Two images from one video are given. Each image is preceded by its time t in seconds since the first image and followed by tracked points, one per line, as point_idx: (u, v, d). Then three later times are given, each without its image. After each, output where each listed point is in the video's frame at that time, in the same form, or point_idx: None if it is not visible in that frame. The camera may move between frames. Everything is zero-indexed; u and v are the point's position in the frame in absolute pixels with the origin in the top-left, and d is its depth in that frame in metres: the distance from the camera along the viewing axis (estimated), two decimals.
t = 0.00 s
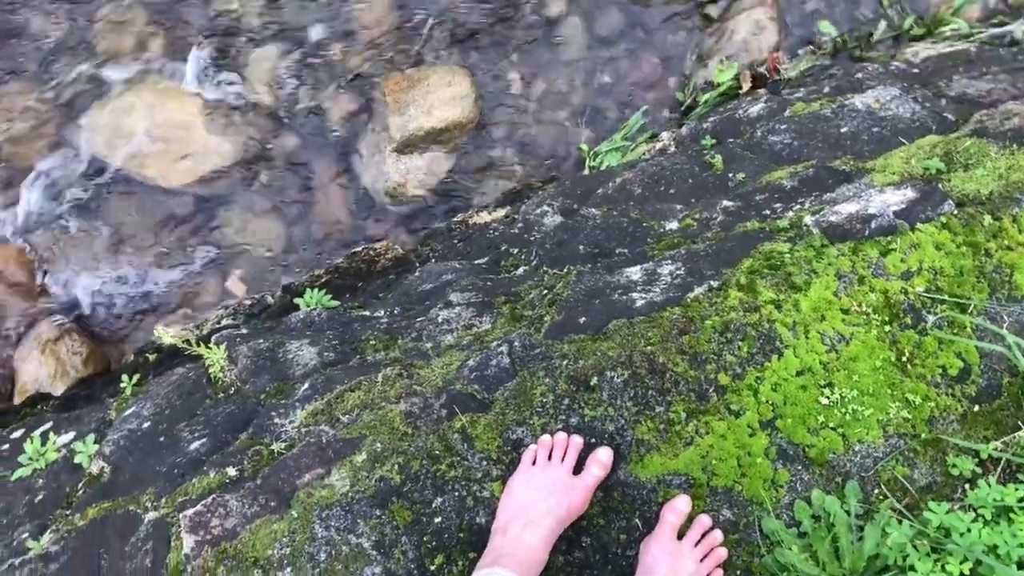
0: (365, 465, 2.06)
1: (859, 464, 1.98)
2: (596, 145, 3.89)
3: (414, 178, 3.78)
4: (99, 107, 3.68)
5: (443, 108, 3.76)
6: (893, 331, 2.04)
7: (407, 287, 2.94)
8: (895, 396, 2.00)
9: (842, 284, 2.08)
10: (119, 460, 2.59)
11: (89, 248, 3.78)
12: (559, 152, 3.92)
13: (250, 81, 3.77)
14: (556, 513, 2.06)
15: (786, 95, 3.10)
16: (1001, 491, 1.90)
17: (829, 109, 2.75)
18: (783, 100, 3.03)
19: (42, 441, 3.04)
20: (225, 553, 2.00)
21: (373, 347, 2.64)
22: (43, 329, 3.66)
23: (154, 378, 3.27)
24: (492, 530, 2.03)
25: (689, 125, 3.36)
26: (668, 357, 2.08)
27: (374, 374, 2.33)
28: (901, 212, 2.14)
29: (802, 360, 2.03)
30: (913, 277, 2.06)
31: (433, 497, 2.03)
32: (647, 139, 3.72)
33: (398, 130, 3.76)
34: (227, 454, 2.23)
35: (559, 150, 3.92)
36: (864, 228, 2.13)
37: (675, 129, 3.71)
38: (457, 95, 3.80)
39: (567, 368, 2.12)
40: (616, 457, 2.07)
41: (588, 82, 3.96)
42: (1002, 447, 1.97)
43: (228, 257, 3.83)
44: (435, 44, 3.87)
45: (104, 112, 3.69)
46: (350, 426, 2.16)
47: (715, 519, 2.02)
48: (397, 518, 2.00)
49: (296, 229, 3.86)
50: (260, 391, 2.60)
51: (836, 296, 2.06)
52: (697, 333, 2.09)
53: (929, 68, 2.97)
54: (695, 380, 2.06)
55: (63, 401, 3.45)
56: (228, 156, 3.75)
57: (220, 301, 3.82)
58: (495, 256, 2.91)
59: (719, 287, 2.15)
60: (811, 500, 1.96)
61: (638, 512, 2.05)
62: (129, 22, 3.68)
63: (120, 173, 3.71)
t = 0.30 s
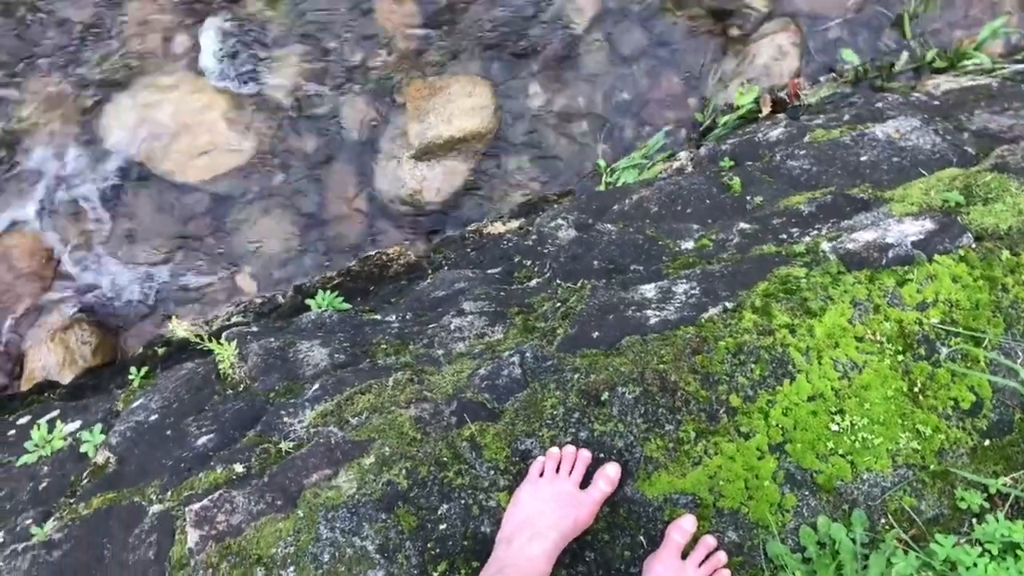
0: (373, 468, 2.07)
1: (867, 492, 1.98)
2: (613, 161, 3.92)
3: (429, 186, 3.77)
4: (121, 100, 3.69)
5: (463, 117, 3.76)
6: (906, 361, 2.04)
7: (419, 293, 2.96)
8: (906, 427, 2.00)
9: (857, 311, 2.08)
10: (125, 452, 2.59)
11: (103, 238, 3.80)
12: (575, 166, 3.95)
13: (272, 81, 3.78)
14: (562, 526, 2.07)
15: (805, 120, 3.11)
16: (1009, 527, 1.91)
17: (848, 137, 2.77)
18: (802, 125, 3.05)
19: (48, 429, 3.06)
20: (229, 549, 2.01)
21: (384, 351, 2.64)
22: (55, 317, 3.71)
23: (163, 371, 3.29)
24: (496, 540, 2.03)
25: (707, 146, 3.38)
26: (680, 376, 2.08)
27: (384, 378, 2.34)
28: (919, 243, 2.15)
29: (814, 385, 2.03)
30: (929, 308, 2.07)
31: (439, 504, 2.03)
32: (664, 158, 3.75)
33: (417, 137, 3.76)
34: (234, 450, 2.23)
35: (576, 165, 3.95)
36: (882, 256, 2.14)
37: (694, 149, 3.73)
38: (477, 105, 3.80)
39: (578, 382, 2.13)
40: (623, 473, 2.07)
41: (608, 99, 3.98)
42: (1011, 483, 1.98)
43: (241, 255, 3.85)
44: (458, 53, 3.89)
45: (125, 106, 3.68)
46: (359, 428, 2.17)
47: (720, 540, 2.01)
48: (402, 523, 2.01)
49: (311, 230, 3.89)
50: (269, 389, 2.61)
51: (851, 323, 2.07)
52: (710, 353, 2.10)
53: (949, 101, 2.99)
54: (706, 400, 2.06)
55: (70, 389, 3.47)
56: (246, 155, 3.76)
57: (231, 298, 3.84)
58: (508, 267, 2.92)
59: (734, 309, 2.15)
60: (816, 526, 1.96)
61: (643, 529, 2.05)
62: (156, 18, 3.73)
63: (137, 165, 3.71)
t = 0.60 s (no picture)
0: (376, 473, 2.08)
1: (868, 518, 1.97)
2: (625, 178, 3.95)
3: (440, 195, 3.82)
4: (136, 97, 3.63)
5: (477, 128, 3.81)
6: (913, 389, 2.04)
7: (427, 300, 2.97)
8: (910, 455, 1.99)
9: (865, 337, 2.08)
10: (128, 446, 2.60)
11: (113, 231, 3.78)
12: (587, 181, 3.97)
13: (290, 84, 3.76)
14: (563, 538, 2.05)
15: (819, 145, 3.14)
16: (1010, 559, 1.91)
17: (863, 163, 2.79)
18: (817, 150, 3.07)
19: (52, 420, 3.07)
20: (229, 548, 2.01)
21: (391, 357, 2.66)
22: (62, 308, 3.73)
23: (168, 368, 3.30)
24: (496, 551, 2.03)
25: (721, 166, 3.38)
26: (687, 394, 2.08)
27: (390, 383, 2.35)
28: (930, 271, 2.15)
29: (820, 409, 2.03)
30: (938, 337, 2.07)
31: (440, 512, 2.04)
32: (676, 177, 3.79)
33: (431, 145, 3.79)
34: (237, 449, 2.24)
35: (588, 180, 3.97)
36: (893, 283, 2.14)
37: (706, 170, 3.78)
38: (492, 117, 3.84)
39: (584, 396, 2.14)
40: (626, 489, 2.08)
41: (622, 115, 4.00)
42: (1014, 516, 1.97)
43: (251, 255, 3.88)
44: (478, 62, 3.87)
45: (140, 103, 3.63)
46: (364, 432, 2.17)
47: (720, 560, 2.00)
48: (403, 529, 2.02)
49: (322, 233, 3.92)
50: (275, 390, 2.61)
51: (859, 349, 2.07)
52: (717, 373, 2.10)
53: (963, 131, 3.01)
54: (711, 420, 2.06)
55: (75, 382, 3.49)
56: (262, 157, 3.78)
57: (239, 298, 3.86)
58: (517, 278, 2.94)
59: (743, 329, 2.16)
60: (817, 551, 1.96)
61: (643, 546, 2.04)
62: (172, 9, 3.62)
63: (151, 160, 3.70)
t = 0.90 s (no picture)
0: (382, 480, 2.08)
1: (872, 545, 1.97)
2: (637, 195, 3.96)
3: (453, 206, 3.84)
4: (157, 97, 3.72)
5: (492, 140, 3.84)
6: (921, 417, 2.04)
7: (436, 309, 2.99)
8: (916, 482, 1.99)
9: (875, 363, 2.09)
10: (134, 444, 2.61)
11: (127, 229, 3.82)
12: (600, 197, 3.99)
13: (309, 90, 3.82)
14: (567, 552, 2.06)
15: (833, 169, 3.16)
16: None
17: (876, 190, 2.81)
18: (830, 174, 3.09)
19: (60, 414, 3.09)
20: (233, 549, 2.02)
21: (400, 365, 2.67)
22: (73, 304, 3.72)
23: (177, 367, 3.32)
24: (499, 562, 2.05)
25: (734, 187, 3.39)
26: (695, 414, 2.10)
27: (399, 391, 2.36)
28: (941, 300, 2.16)
29: (827, 433, 2.03)
30: (947, 366, 2.07)
31: (445, 521, 2.05)
32: (688, 196, 3.81)
33: (445, 156, 3.82)
34: (244, 451, 2.25)
35: (600, 196, 3.99)
36: (904, 310, 2.15)
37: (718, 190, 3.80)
38: (507, 129, 3.88)
39: (592, 411, 2.14)
40: (630, 506, 2.09)
41: (636, 133, 4.02)
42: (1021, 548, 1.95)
43: (261, 257, 3.89)
44: (493, 76, 3.92)
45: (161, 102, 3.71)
46: (371, 439, 2.18)
47: None
48: (407, 537, 2.02)
49: (333, 239, 3.92)
50: (283, 393, 2.63)
51: (868, 375, 2.07)
52: (726, 394, 2.11)
53: (978, 161, 3.01)
54: (718, 439, 2.07)
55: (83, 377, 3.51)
56: (279, 161, 3.83)
57: (249, 300, 3.88)
58: (527, 291, 2.96)
59: (753, 350, 2.17)
60: None
61: (646, 564, 2.05)
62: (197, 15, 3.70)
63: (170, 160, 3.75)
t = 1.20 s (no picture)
0: (389, 490, 2.09)
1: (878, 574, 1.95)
2: (649, 214, 3.99)
3: (466, 219, 3.88)
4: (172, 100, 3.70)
5: (508, 155, 3.88)
6: (931, 447, 2.03)
7: (446, 321, 3.00)
8: (924, 513, 1.98)
9: (886, 392, 2.08)
10: (142, 445, 2.63)
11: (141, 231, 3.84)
12: (612, 215, 4.02)
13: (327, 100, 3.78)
14: (572, 570, 2.06)
15: (847, 196, 3.16)
16: None
17: (890, 218, 2.81)
18: (845, 201, 3.09)
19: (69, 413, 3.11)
20: (239, 554, 2.02)
21: (409, 375, 2.67)
22: (84, 303, 3.77)
23: (186, 370, 3.34)
24: None
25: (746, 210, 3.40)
26: (704, 435, 2.09)
27: (408, 402, 2.37)
28: (954, 330, 2.17)
29: (836, 460, 2.03)
30: (959, 397, 2.06)
31: (451, 534, 2.05)
32: (701, 218, 3.84)
33: (461, 169, 3.85)
34: (252, 456, 2.27)
35: (612, 214, 4.02)
36: (916, 339, 2.16)
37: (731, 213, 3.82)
38: (523, 145, 3.92)
39: (601, 430, 2.16)
40: (637, 526, 2.09)
41: (651, 153, 4.04)
42: None
43: (274, 265, 3.93)
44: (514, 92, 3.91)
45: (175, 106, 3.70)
46: (380, 449, 2.19)
47: None
48: (412, 549, 2.03)
49: (346, 248, 3.97)
50: (291, 400, 2.63)
51: (879, 403, 2.07)
52: (736, 417, 2.11)
53: (992, 193, 3.02)
54: (727, 462, 2.07)
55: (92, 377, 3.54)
56: (294, 169, 3.84)
57: (260, 306, 3.92)
58: (537, 306, 2.97)
59: (764, 374, 2.18)
60: None
61: None
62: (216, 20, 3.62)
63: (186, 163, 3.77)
